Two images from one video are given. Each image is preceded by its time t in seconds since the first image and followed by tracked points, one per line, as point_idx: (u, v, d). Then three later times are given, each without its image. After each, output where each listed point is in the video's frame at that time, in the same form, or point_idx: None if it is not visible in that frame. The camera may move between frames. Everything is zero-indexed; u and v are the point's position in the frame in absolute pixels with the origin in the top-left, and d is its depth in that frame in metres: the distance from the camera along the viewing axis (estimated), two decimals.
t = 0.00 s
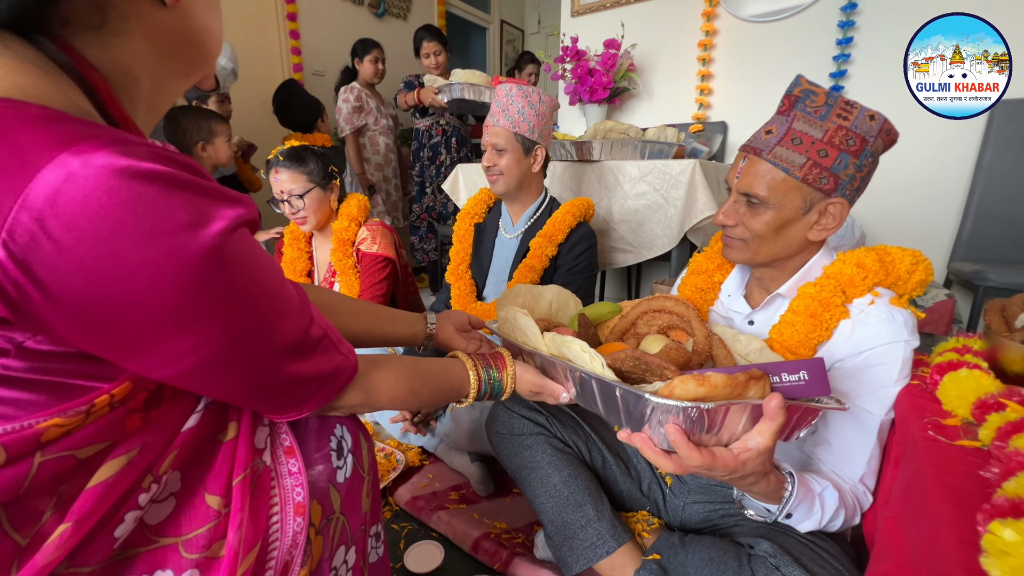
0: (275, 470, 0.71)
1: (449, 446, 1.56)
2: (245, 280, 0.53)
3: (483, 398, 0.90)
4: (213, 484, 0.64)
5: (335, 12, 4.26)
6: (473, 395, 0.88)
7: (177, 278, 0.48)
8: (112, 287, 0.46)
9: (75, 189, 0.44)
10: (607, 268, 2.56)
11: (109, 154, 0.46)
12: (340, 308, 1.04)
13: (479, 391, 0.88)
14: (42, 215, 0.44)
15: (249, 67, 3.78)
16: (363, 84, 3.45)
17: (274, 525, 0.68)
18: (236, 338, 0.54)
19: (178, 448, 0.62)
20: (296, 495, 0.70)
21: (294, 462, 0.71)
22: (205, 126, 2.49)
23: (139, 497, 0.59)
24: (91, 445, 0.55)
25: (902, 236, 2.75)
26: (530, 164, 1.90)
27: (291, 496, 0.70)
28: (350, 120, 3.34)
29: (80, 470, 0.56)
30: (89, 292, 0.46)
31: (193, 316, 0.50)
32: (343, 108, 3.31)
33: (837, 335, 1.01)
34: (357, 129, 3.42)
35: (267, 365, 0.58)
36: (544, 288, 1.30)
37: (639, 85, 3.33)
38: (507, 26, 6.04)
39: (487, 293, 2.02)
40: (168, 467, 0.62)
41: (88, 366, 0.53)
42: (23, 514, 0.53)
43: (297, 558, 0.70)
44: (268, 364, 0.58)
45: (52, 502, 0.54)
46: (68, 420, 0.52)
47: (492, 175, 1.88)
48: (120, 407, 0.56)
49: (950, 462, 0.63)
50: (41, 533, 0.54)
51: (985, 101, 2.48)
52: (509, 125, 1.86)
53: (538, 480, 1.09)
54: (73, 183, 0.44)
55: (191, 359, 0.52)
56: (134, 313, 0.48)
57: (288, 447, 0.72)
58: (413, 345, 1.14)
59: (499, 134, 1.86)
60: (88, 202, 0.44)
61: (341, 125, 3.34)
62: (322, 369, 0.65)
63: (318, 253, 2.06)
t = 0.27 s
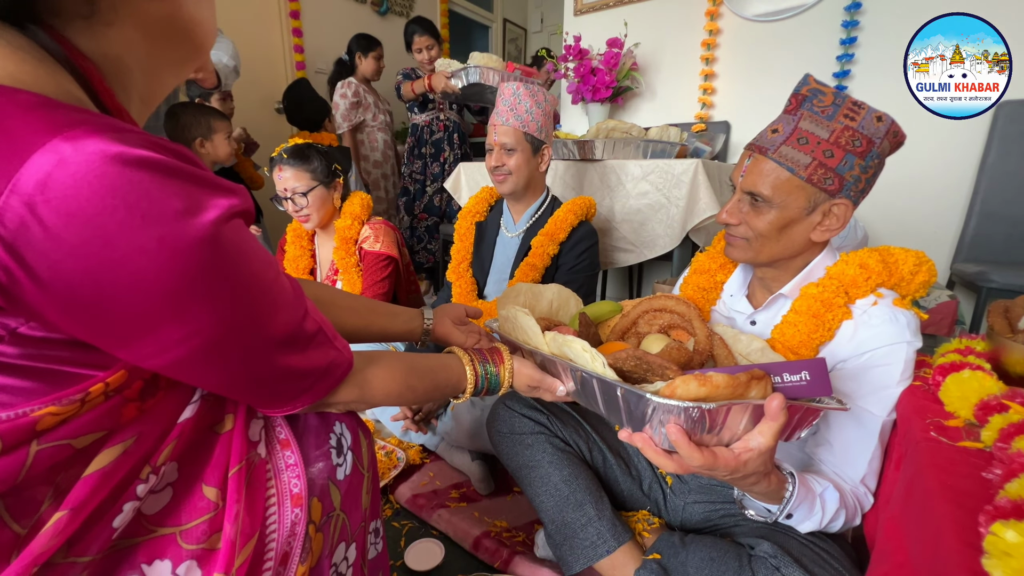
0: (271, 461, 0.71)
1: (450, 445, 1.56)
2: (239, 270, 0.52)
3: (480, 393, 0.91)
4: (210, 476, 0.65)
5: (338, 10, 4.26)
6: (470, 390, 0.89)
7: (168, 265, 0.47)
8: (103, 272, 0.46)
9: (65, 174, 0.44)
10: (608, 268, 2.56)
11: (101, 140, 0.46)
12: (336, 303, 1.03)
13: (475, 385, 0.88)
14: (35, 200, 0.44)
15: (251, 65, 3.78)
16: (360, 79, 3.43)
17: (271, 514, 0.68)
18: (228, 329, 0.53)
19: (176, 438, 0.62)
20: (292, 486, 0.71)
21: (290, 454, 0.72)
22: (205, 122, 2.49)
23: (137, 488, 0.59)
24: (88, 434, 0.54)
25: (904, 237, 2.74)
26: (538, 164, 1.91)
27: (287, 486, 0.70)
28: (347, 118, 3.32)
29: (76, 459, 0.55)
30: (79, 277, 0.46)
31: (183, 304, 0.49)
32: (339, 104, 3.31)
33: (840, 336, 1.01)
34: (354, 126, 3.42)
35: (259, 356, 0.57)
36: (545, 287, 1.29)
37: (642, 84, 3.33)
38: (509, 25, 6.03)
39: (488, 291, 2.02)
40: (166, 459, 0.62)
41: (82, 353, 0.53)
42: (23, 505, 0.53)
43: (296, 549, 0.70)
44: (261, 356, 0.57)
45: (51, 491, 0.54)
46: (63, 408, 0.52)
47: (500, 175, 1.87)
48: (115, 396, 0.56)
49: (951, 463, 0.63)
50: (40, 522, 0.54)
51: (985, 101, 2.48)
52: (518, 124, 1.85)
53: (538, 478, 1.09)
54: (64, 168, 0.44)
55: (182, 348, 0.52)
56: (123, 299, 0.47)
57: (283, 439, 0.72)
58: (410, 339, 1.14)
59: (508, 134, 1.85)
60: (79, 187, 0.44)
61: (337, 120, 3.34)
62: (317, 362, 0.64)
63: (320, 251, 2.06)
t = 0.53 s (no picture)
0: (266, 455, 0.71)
1: (451, 443, 1.56)
2: (231, 263, 0.52)
3: (472, 385, 0.91)
4: (208, 468, 0.65)
5: (340, 8, 4.25)
6: (462, 382, 0.89)
7: (158, 257, 0.47)
8: (94, 263, 0.46)
9: (53, 162, 0.44)
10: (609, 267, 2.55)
11: (92, 130, 0.46)
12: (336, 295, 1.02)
13: (468, 377, 0.89)
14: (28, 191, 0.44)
15: (254, 63, 3.78)
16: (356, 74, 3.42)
17: (269, 505, 0.69)
18: (218, 322, 0.53)
19: (174, 428, 0.62)
20: (289, 476, 0.71)
21: (286, 446, 0.73)
22: (206, 120, 2.49)
23: (135, 480, 0.59)
24: (85, 426, 0.54)
25: (906, 237, 2.74)
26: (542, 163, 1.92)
27: (285, 477, 0.71)
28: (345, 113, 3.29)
29: (74, 453, 0.55)
30: (70, 267, 0.46)
31: (172, 297, 0.49)
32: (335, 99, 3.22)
33: (842, 335, 1.01)
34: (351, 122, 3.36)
35: (251, 351, 0.57)
36: (546, 286, 1.30)
37: (644, 84, 3.32)
38: (512, 23, 6.02)
39: (489, 289, 2.01)
40: (164, 451, 0.62)
41: (74, 344, 0.52)
42: (23, 500, 0.53)
43: (297, 542, 0.69)
44: (252, 350, 0.58)
45: (51, 485, 0.54)
46: (58, 400, 0.51)
47: (506, 173, 1.87)
48: (111, 387, 0.55)
49: (953, 464, 0.63)
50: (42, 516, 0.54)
51: (985, 101, 2.48)
52: (524, 123, 1.86)
53: (539, 477, 1.09)
54: (51, 157, 0.44)
55: (171, 340, 0.52)
56: (112, 290, 0.47)
57: (277, 432, 0.73)
58: (410, 329, 1.15)
59: (515, 132, 1.85)
60: (69, 176, 0.44)
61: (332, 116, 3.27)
62: (307, 358, 0.65)
63: (322, 249, 2.06)
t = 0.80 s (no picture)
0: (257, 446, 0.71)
1: (451, 441, 1.56)
2: (215, 252, 0.53)
3: (457, 370, 0.93)
4: (201, 459, 0.65)
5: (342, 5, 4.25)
6: (447, 368, 0.91)
7: (140, 244, 0.47)
8: (77, 249, 0.46)
9: (31, 147, 0.44)
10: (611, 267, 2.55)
11: (69, 114, 0.46)
12: (325, 284, 1.01)
13: (452, 364, 0.91)
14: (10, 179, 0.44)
15: (255, 60, 3.78)
16: (354, 71, 3.42)
17: (264, 495, 0.69)
18: (203, 312, 0.53)
19: (164, 420, 0.62)
20: (282, 465, 0.71)
21: (277, 437, 0.72)
22: (207, 118, 2.50)
23: (127, 472, 0.59)
24: (74, 418, 0.53)
25: (908, 239, 2.74)
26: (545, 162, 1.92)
27: (277, 467, 0.71)
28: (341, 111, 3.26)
29: (62, 446, 0.54)
30: (54, 254, 0.46)
31: (155, 285, 0.49)
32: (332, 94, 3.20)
33: (843, 338, 1.01)
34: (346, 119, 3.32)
35: (236, 342, 0.57)
36: (545, 289, 1.30)
37: (647, 83, 3.32)
38: (514, 22, 6.01)
39: (490, 288, 2.01)
40: (155, 442, 0.61)
41: (56, 335, 0.52)
42: (16, 496, 0.52)
43: (296, 534, 0.70)
44: (237, 341, 0.57)
45: (42, 481, 0.54)
46: (42, 393, 0.50)
47: (511, 172, 1.87)
48: (97, 377, 0.54)
49: (955, 466, 0.63)
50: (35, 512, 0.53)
51: (985, 101, 2.47)
52: (530, 122, 1.85)
53: (539, 475, 1.09)
54: (29, 142, 0.44)
55: (155, 331, 0.52)
56: (95, 278, 0.47)
57: (267, 424, 0.73)
58: (402, 318, 1.15)
59: (521, 131, 1.85)
60: (48, 162, 0.44)
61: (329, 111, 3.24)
62: (294, 351, 0.65)
63: (323, 246, 2.06)
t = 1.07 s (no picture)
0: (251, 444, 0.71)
1: (450, 440, 1.56)
2: (210, 249, 0.53)
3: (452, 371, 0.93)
4: (194, 457, 0.65)
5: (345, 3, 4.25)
6: (442, 369, 0.91)
7: (131, 240, 0.47)
8: (68, 244, 0.46)
9: (24, 142, 0.44)
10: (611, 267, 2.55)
11: (62, 108, 0.46)
12: (323, 285, 1.02)
13: (448, 365, 0.91)
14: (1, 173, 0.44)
15: (257, 57, 3.78)
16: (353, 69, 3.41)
17: (259, 493, 0.69)
18: (195, 309, 0.53)
19: (159, 417, 0.62)
20: (277, 462, 0.71)
21: (271, 434, 0.73)
22: (208, 116, 2.51)
23: (121, 470, 0.59)
24: (66, 415, 0.53)
25: (909, 240, 2.73)
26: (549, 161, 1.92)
27: (273, 464, 0.71)
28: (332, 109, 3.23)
29: (55, 443, 0.54)
30: (46, 249, 0.46)
31: (147, 281, 0.49)
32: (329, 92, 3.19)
33: (844, 340, 1.01)
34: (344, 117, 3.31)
35: (229, 339, 0.57)
36: (545, 289, 1.29)
37: (649, 83, 3.31)
38: (517, 21, 6.00)
39: (491, 287, 2.01)
40: (149, 440, 0.61)
41: (49, 331, 0.52)
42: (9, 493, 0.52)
43: (291, 531, 0.70)
44: (230, 338, 0.57)
45: (34, 477, 0.54)
46: (34, 389, 0.50)
47: (515, 170, 1.88)
48: (90, 374, 0.54)
49: (954, 467, 0.63)
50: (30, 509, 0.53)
51: (985, 101, 2.47)
52: (535, 120, 1.85)
53: (538, 475, 1.09)
54: (22, 137, 0.44)
55: (147, 327, 0.52)
56: (86, 273, 0.47)
57: (261, 421, 0.73)
58: (399, 321, 1.15)
59: (526, 130, 1.84)
60: (41, 157, 0.44)
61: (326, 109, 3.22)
62: (287, 349, 0.64)
63: (323, 244, 2.06)
